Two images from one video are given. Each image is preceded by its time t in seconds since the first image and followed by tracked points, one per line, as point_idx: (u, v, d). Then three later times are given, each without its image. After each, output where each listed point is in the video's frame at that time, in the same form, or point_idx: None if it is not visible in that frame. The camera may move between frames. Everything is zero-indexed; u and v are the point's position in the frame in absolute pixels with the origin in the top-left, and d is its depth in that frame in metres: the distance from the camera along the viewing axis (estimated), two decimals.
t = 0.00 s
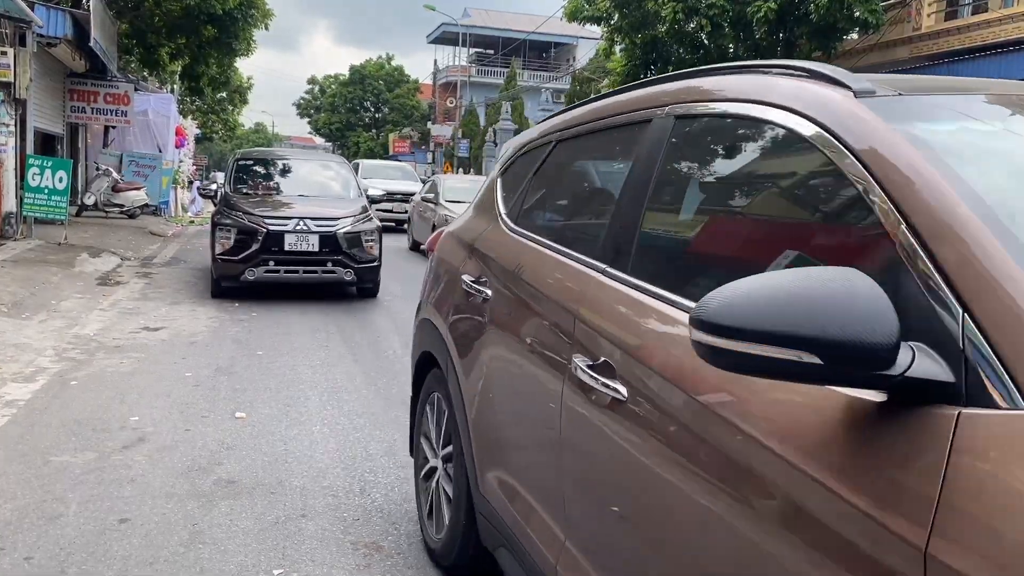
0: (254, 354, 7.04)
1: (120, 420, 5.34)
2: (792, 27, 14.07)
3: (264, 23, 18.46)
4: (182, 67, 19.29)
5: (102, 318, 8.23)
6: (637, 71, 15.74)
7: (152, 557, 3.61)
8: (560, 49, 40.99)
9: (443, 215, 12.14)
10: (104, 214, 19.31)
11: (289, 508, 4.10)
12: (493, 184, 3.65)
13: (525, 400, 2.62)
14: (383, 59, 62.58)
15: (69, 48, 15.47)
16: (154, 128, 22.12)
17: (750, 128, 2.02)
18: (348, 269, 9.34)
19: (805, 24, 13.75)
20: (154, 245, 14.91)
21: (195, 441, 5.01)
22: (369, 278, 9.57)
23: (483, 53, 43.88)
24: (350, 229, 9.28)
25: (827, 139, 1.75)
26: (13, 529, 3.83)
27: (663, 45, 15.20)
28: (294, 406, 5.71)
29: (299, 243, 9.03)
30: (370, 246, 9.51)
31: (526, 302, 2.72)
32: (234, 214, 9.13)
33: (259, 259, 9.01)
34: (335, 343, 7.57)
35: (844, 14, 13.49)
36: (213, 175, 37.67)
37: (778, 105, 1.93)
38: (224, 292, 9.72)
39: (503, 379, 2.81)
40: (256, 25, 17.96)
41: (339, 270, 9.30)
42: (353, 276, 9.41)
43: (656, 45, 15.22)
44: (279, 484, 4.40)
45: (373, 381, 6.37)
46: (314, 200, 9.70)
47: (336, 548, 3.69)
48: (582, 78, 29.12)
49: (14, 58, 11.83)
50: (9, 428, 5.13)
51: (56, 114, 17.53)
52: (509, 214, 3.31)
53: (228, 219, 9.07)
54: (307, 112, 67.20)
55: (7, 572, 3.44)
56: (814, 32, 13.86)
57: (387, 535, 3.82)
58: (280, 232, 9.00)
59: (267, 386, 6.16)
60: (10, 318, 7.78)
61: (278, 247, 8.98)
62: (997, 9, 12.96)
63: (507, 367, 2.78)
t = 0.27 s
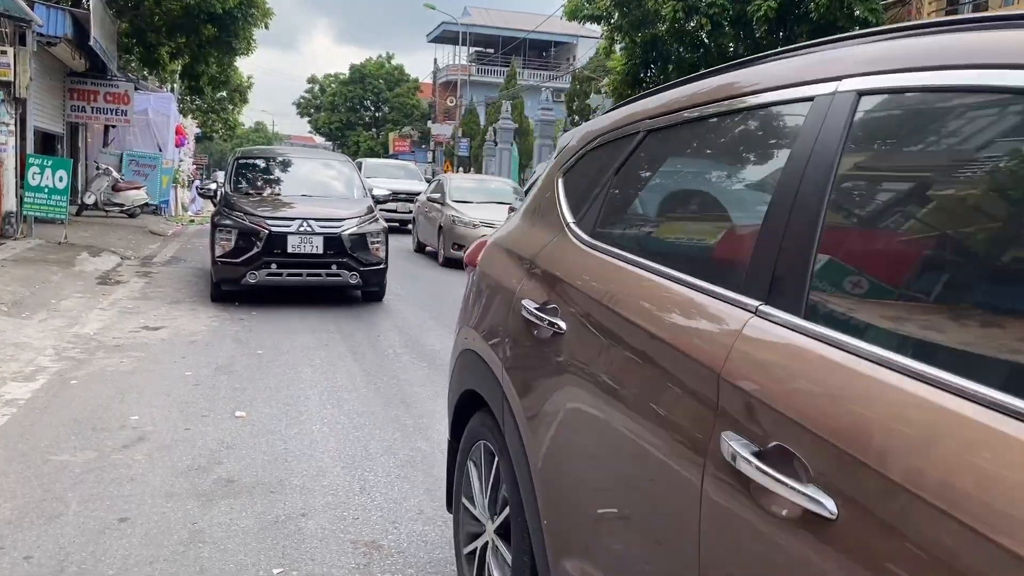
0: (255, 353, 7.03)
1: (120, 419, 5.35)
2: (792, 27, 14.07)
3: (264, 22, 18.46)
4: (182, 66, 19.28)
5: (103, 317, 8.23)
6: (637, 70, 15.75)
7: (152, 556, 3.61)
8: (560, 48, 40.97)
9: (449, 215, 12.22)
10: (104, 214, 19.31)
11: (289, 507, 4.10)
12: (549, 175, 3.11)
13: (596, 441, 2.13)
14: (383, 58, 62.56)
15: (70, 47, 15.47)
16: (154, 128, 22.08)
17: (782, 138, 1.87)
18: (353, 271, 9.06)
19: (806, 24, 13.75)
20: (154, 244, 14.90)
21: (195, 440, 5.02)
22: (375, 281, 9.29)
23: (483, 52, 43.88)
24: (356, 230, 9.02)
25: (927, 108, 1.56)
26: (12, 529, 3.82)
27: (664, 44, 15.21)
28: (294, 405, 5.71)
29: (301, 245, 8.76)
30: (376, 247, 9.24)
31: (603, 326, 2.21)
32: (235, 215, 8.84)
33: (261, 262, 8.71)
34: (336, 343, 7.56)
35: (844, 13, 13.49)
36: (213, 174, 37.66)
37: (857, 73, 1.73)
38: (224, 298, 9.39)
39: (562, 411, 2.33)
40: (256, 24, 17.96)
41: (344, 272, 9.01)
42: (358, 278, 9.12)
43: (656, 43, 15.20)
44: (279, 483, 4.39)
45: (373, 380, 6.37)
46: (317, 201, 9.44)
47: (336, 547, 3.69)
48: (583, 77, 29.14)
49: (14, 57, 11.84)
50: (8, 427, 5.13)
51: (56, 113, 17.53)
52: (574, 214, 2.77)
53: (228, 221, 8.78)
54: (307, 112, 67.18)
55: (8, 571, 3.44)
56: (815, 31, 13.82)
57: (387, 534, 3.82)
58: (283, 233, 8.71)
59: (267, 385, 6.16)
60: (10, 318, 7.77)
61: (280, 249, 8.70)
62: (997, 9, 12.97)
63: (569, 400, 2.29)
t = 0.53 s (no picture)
0: (255, 353, 7.02)
1: (120, 419, 5.34)
2: (793, 25, 14.07)
3: (264, 21, 18.46)
4: (183, 66, 19.26)
5: (103, 317, 8.24)
6: (638, 69, 15.74)
7: (153, 555, 3.60)
8: (561, 47, 40.93)
9: (458, 216, 12.08)
10: (104, 213, 19.30)
11: (290, 507, 4.10)
12: (648, 169, 2.52)
13: (764, 563, 1.60)
14: (384, 57, 62.55)
15: (70, 47, 15.46)
16: (154, 128, 21.95)
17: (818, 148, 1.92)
18: (362, 275, 8.72)
19: (806, 22, 13.75)
20: (154, 244, 14.89)
21: (195, 440, 5.02)
22: (384, 284, 8.95)
23: (484, 52, 43.85)
24: (363, 232, 8.67)
25: (947, 111, 1.62)
26: (13, 529, 3.82)
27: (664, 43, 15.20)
28: (294, 405, 5.70)
29: (307, 249, 8.43)
30: (384, 250, 8.90)
31: (781, 418, 1.62)
32: (238, 218, 8.50)
33: (266, 266, 8.38)
34: (336, 342, 7.55)
35: (845, 12, 13.49)
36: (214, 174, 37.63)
37: (885, 81, 1.77)
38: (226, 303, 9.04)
39: (702, 513, 1.78)
40: (256, 23, 17.94)
41: (352, 276, 8.68)
42: (366, 282, 8.78)
43: (656, 42, 15.16)
44: (279, 483, 4.39)
45: (374, 379, 6.37)
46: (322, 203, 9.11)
47: (337, 547, 3.69)
48: (583, 76, 29.14)
49: (14, 57, 11.83)
50: (9, 427, 5.12)
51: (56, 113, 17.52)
52: (699, 230, 2.16)
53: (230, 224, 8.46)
54: (307, 112, 67.14)
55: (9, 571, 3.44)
56: (816, 30, 13.86)
57: (388, 533, 3.82)
58: (288, 236, 8.37)
59: (268, 384, 6.16)
60: (11, 318, 7.77)
61: (285, 253, 8.38)
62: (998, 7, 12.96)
63: (720, 504, 1.73)
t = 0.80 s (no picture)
0: (256, 354, 7.02)
1: (121, 419, 5.35)
2: (794, 25, 14.06)
3: (265, 21, 18.45)
4: (184, 66, 19.23)
5: (104, 317, 8.24)
6: (638, 69, 15.75)
7: (155, 556, 3.61)
8: (561, 47, 40.89)
9: (468, 218, 11.89)
10: (105, 214, 19.30)
11: (291, 508, 4.10)
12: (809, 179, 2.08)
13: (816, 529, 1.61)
14: (385, 58, 62.54)
15: (71, 47, 15.44)
16: (155, 128, 22.05)
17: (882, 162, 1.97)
18: (372, 281, 8.32)
19: (807, 22, 13.75)
20: (155, 244, 14.91)
21: (196, 440, 5.02)
22: (395, 291, 8.54)
23: (484, 52, 43.82)
24: (374, 236, 8.29)
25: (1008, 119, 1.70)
26: (14, 530, 3.83)
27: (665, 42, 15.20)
28: (295, 405, 5.70)
29: (315, 255, 8.03)
30: (396, 254, 8.51)
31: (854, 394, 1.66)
32: (241, 223, 8.09)
33: (270, 273, 7.97)
34: (337, 343, 7.55)
35: (846, 12, 13.51)
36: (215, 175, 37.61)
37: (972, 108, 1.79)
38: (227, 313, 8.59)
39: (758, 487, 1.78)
40: (257, 24, 17.93)
41: (362, 283, 8.27)
42: (377, 289, 8.38)
43: (657, 42, 15.16)
44: (281, 483, 4.40)
45: (374, 379, 6.37)
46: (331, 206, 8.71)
47: (338, 548, 3.69)
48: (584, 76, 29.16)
49: (15, 58, 11.82)
50: (11, 428, 5.13)
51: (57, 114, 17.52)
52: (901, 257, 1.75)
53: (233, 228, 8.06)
54: (308, 112, 67.12)
55: (10, 572, 3.44)
56: (816, 30, 13.88)
57: (389, 534, 3.82)
58: (294, 241, 7.98)
59: (269, 385, 6.17)
60: (12, 318, 7.77)
61: (292, 259, 7.98)
62: (999, 6, 12.95)
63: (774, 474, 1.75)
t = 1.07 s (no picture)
0: (257, 355, 7.03)
1: (123, 421, 5.36)
2: (794, 25, 14.05)
3: (266, 23, 18.46)
4: (185, 68, 19.22)
5: (105, 319, 8.25)
6: (640, 70, 15.77)
7: (156, 558, 3.61)
8: (562, 47, 40.88)
9: (480, 222, 11.57)
10: (107, 215, 19.33)
11: (292, 509, 4.10)
12: None
13: None
14: (387, 58, 62.57)
15: (72, 49, 15.46)
16: (157, 130, 22.15)
17: None
18: (385, 287, 7.97)
19: (808, 22, 13.73)
20: (157, 246, 14.94)
21: (198, 441, 5.03)
22: (408, 299, 8.19)
23: (485, 52, 43.83)
24: (386, 241, 7.94)
25: None
26: (15, 531, 3.83)
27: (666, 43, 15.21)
28: (296, 407, 5.71)
29: (325, 261, 7.67)
30: (409, 261, 8.16)
31: None
32: (247, 227, 7.72)
33: (278, 280, 7.60)
34: (339, 344, 7.56)
35: (847, 12, 13.50)
36: (217, 176, 37.67)
37: None
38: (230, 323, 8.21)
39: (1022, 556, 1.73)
40: (258, 25, 17.94)
41: (374, 290, 7.92)
42: (390, 296, 8.02)
43: (658, 43, 15.18)
44: (282, 485, 4.40)
45: (376, 381, 6.38)
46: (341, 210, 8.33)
47: (339, 549, 3.69)
48: (585, 77, 29.26)
49: (18, 60, 11.85)
50: (13, 430, 5.14)
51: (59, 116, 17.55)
52: None
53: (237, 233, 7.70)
54: (310, 113, 67.18)
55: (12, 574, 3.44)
56: (817, 30, 13.87)
57: (390, 535, 3.83)
58: (304, 246, 7.62)
59: (271, 385, 6.18)
60: (14, 320, 7.79)
61: (301, 265, 7.61)
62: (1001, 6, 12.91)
63: None
